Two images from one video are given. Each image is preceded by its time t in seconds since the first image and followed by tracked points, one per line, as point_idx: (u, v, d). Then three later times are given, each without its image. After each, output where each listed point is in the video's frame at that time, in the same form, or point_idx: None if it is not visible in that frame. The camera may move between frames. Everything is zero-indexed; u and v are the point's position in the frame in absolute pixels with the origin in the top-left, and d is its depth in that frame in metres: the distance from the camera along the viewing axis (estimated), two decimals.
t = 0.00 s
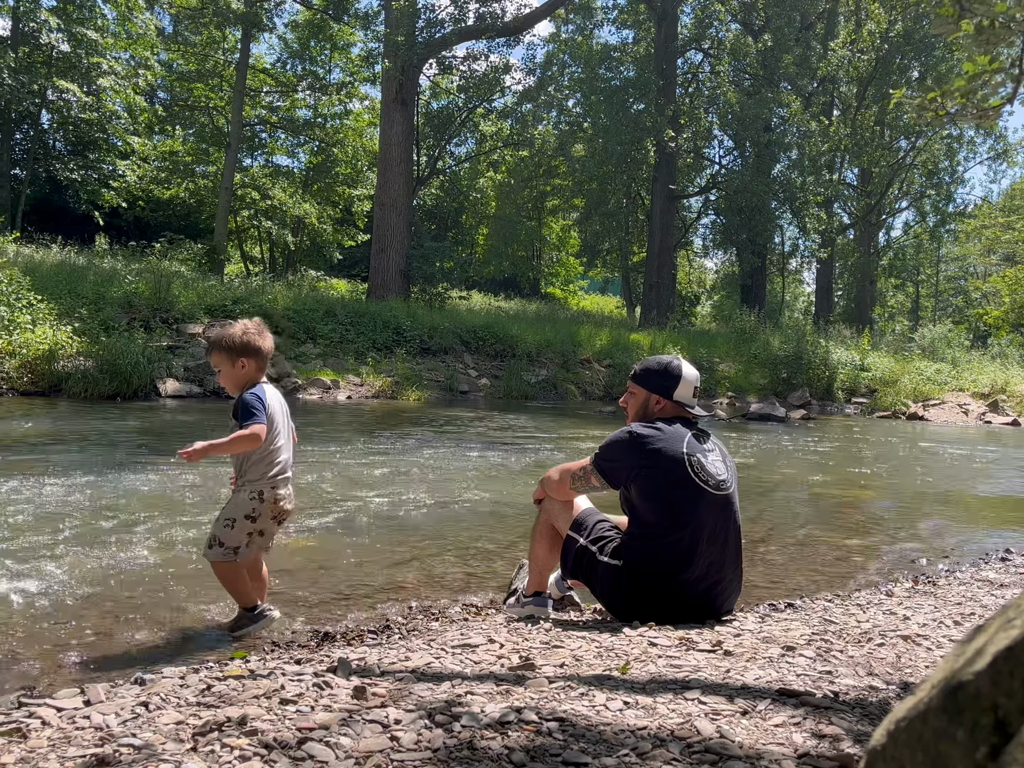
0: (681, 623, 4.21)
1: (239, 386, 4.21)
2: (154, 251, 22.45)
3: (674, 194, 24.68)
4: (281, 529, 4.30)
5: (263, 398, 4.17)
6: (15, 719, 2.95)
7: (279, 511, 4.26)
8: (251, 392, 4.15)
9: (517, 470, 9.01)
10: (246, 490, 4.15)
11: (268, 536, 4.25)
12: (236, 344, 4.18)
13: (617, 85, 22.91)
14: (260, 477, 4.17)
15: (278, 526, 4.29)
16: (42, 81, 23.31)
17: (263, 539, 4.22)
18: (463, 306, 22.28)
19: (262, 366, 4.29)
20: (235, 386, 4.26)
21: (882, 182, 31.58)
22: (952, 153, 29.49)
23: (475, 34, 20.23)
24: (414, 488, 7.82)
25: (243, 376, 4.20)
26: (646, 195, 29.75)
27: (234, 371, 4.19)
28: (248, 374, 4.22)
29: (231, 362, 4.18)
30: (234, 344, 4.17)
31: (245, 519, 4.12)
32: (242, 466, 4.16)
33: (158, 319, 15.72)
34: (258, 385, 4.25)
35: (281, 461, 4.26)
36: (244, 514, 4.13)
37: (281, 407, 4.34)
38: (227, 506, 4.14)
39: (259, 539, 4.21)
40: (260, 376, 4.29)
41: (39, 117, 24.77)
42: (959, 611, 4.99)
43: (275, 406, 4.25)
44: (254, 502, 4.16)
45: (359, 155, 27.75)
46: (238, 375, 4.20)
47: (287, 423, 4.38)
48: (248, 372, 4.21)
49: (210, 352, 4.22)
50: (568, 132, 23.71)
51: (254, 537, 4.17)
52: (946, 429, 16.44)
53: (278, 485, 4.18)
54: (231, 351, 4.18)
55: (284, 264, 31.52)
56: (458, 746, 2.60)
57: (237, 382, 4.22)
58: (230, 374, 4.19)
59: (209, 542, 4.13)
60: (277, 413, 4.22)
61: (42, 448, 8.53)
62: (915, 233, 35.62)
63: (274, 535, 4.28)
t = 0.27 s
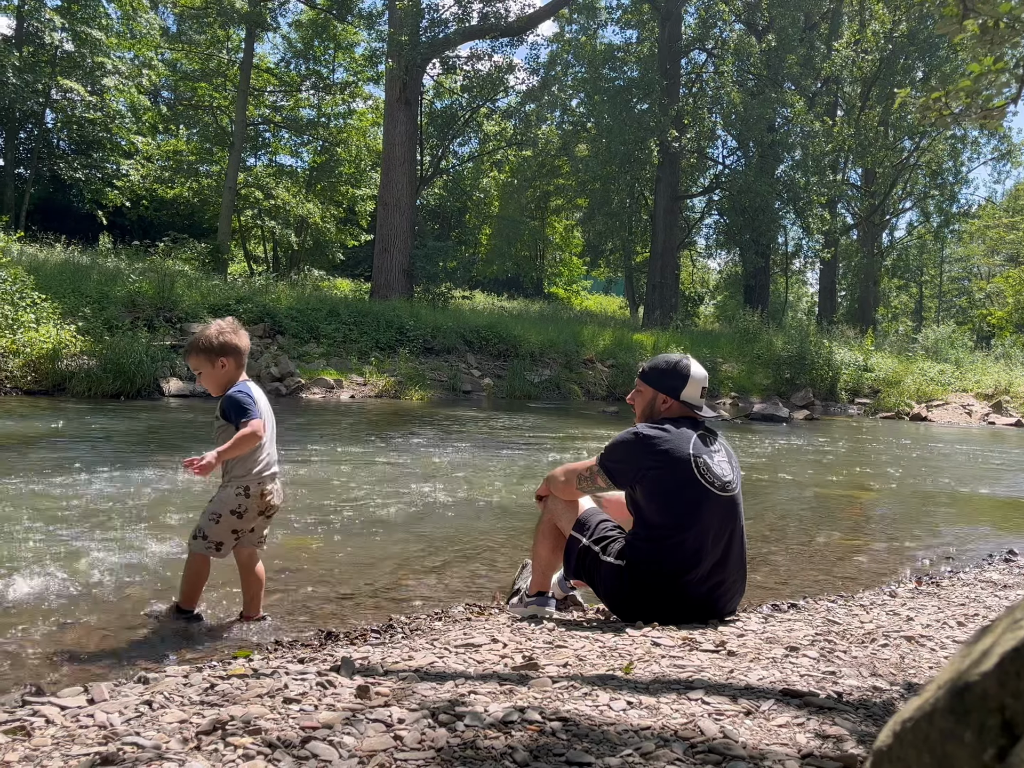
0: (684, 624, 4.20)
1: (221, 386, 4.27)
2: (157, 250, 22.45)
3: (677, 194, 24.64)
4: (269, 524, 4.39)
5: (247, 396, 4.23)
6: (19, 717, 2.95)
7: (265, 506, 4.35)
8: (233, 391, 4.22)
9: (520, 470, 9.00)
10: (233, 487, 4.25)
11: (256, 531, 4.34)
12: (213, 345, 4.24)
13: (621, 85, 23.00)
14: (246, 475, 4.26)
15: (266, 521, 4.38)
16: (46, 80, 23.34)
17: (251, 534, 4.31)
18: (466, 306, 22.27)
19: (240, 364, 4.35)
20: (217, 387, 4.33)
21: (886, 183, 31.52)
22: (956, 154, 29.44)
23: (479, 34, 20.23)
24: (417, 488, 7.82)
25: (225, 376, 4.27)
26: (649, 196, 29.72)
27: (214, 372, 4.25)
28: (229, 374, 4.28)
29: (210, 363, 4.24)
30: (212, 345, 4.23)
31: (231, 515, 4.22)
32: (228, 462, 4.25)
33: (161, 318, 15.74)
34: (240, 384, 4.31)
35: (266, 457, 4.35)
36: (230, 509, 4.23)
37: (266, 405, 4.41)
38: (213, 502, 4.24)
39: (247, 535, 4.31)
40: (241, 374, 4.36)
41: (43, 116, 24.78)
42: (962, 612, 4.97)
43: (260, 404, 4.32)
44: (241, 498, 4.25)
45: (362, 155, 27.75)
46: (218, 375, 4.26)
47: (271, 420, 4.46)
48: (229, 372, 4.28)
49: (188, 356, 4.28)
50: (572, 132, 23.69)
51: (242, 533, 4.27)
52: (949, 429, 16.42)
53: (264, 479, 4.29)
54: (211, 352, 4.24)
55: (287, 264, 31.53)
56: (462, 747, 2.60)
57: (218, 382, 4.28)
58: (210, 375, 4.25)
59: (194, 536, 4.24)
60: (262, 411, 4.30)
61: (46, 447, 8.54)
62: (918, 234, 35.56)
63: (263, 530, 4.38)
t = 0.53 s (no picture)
0: (688, 624, 4.20)
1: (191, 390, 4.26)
2: (162, 250, 22.49)
3: (683, 194, 24.59)
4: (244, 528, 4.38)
5: (217, 400, 4.22)
6: (25, 716, 2.96)
7: (238, 511, 4.33)
8: (203, 394, 4.20)
9: (524, 469, 9.00)
10: (202, 491, 4.23)
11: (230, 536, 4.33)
12: (184, 349, 4.22)
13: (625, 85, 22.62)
14: (217, 479, 4.24)
15: (241, 525, 4.36)
16: (51, 80, 23.38)
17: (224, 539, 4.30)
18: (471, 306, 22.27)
19: (213, 368, 4.34)
20: (188, 390, 4.31)
21: (891, 183, 31.45)
22: (962, 154, 29.38)
23: (484, 33, 20.22)
24: (422, 488, 7.82)
25: (195, 380, 4.26)
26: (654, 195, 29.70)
27: (185, 375, 4.24)
28: (199, 377, 4.27)
29: (181, 367, 4.22)
30: (182, 349, 4.22)
31: (201, 520, 4.21)
32: (198, 468, 4.24)
33: (167, 317, 15.76)
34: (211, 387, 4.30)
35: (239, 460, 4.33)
36: (200, 515, 4.21)
37: (238, 407, 4.40)
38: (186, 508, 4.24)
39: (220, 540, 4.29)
40: (213, 377, 4.35)
41: (49, 116, 24.84)
42: (968, 613, 4.96)
43: (231, 407, 4.31)
44: (211, 502, 4.24)
45: (367, 155, 27.78)
46: (189, 379, 4.25)
47: (244, 423, 4.44)
48: (200, 375, 4.27)
49: (159, 360, 4.26)
50: (577, 132, 23.66)
51: (215, 537, 4.25)
52: (955, 430, 16.37)
53: (234, 483, 4.26)
54: (181, 357, 4.23)
55: (292, 263, 31.58)
56: (466, 746, 2.60)
57: (188, 386, 4.27)
58: (181, 379, 4.24)
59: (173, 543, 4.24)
60: (232, 414, 4.28)
61: (52, 446, 8.55)
62: (923, 234, 35.47)
63: (238, 534, 4.37)
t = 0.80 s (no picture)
0: (696, 627, 4.18)
1: (180, 388, 4.31)
2: (172, 250, 22.56)
3: (692, 195, 24.52)
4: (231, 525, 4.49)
5: (206, 399, 4.31)
6: (32, 716, 2.97)
7: (228, 509, 4.43)
8: (192, 393, 4.28)
9: (532, 470, 8.98)
10: (196, 490, 4.31)
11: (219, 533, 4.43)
12: (176, 347, 4.27)
13: (635, 85, 22.84)
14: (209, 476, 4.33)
15: (228, 522, 4.47)
16: (62, 80, 23.51)
17: (214, 536, 4.39)
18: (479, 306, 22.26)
19: (201, 368, 4.40)
20: (173, 388, 4.35)
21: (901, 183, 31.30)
22: (972, 154, 29.24)
23: (493, 34, 20.23)
24: (429, 488, 7.81)
25: (184, 378, 4.31)
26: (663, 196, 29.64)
27: (175, 374, 4.29)
28: (189, 376, 4.33)
29: (172, 365, 4.26)
30: (173, 347, 4.26)
31: (197, 519, 4.29)
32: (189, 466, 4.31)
33: (176, 317, 15.81)
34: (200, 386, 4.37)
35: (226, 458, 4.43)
36: (195, 513, 4.29)
37: (224, 405, 4.48)
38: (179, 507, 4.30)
39: (210, 538, 4.38)
40: (201, 376, 4.41)
41: (59, 116, 24.97)
42: (977, 616, 4.92)
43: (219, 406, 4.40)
44: (205, 500, 4.33)
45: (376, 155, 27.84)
46: (178, 377, 4.30)
47: (229, 420, 4.53)
48: (189, 374, 4.32)
49: (149, 354, 4.29)
50: (586, 132, 23.63)
51: (207, 535, 4.34)
52: (965, 431, 16.26)
53: (227, 481, 4.36)
54: (172, 355, 4.27)
55: (301, 264, 31.65)
56: (473, 749, 2.59)
57: (177, 385, 4.31)
58: (170, 376, 4.28)
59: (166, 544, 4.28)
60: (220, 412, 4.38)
61: (62, 446, 8.58)
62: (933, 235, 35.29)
63: (225, 531, 4.47)
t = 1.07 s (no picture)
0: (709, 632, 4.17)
1: (184, 393, 4.34)
2: (187, 251, 22.69)
3: (706, 196, 24.38)
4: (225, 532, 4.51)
5: (208, 407, 4.37)
6: (44, 720, 2.97)
7: (224, 517, 4.46)
8: (196, 400, 4.33)
9: (544, 472, 8.95)
10: (197, 496, 4.34)
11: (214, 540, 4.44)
12: (188, 353, 4.30)
13: (649, 86, 22.73)
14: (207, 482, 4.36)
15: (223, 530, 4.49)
16: (79, 82, 23.71)
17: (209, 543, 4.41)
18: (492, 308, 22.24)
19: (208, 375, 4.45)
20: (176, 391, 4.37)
21: (918, 184, 31.02)
22: (990, 155, 28.95)
23: (507, 36, 20.20)
24: (442, 490, 7.80)
25: (190, 383, 4.34)
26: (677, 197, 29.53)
27: (181, 378, 4.32)
28: (194, 382, 4.36)
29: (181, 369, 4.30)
30: (184, 352, 4.29)
31: (197, 524, 4.30)
32: (188, 471, 4.33)
33: (191, 317, 15.89)
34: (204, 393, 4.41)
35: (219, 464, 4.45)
36: (194, 519, 4.31)
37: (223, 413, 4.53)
38: (178, 512, 4.30)
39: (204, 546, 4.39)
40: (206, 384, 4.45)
41: (76, 118, 25.18)
42: (994, 623, 4.84)
43: (219, 414, 4.45)
44: (205, 507, 4.35)
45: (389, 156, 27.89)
46: (184, 383, 4.33)
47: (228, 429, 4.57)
48: (195, 379, 4.36)
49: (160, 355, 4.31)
50: (600, 133, 23.55)
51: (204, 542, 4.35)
52: (982, 435, 16.07)
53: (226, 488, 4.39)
54: (180, 359, 4.30)
55: (315, 264, 31.78)
56: (482, 759, 2.56)
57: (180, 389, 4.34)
58: (177, 381, 4.31)
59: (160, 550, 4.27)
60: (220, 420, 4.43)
61: (78, 446, 8.63)
62: (951, 236, 34.95)
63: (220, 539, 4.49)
